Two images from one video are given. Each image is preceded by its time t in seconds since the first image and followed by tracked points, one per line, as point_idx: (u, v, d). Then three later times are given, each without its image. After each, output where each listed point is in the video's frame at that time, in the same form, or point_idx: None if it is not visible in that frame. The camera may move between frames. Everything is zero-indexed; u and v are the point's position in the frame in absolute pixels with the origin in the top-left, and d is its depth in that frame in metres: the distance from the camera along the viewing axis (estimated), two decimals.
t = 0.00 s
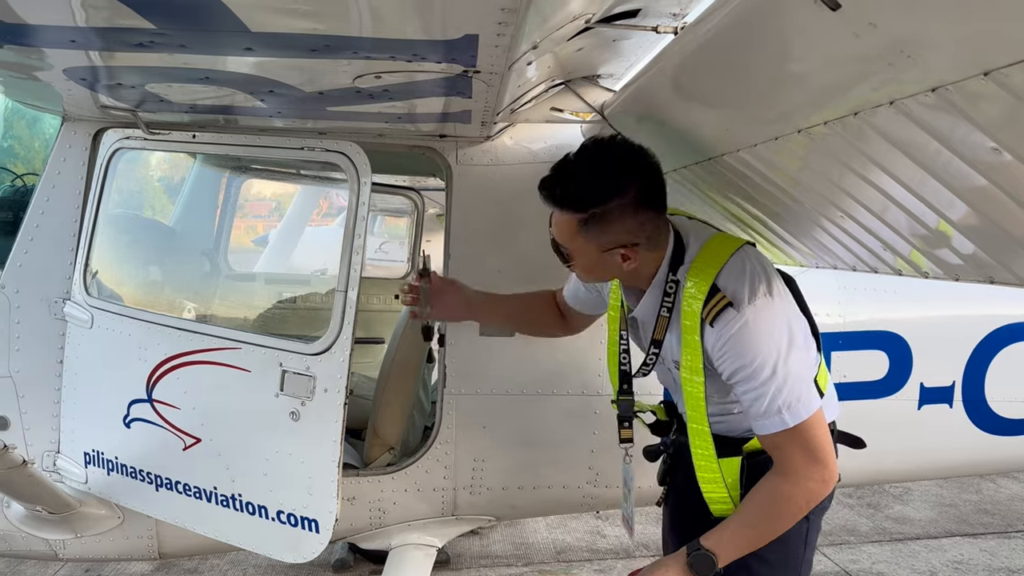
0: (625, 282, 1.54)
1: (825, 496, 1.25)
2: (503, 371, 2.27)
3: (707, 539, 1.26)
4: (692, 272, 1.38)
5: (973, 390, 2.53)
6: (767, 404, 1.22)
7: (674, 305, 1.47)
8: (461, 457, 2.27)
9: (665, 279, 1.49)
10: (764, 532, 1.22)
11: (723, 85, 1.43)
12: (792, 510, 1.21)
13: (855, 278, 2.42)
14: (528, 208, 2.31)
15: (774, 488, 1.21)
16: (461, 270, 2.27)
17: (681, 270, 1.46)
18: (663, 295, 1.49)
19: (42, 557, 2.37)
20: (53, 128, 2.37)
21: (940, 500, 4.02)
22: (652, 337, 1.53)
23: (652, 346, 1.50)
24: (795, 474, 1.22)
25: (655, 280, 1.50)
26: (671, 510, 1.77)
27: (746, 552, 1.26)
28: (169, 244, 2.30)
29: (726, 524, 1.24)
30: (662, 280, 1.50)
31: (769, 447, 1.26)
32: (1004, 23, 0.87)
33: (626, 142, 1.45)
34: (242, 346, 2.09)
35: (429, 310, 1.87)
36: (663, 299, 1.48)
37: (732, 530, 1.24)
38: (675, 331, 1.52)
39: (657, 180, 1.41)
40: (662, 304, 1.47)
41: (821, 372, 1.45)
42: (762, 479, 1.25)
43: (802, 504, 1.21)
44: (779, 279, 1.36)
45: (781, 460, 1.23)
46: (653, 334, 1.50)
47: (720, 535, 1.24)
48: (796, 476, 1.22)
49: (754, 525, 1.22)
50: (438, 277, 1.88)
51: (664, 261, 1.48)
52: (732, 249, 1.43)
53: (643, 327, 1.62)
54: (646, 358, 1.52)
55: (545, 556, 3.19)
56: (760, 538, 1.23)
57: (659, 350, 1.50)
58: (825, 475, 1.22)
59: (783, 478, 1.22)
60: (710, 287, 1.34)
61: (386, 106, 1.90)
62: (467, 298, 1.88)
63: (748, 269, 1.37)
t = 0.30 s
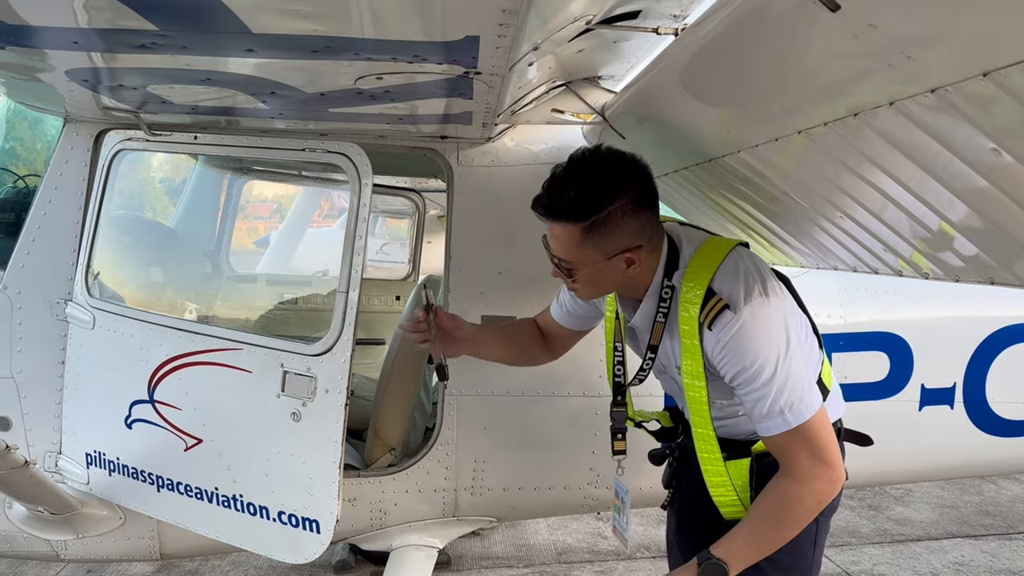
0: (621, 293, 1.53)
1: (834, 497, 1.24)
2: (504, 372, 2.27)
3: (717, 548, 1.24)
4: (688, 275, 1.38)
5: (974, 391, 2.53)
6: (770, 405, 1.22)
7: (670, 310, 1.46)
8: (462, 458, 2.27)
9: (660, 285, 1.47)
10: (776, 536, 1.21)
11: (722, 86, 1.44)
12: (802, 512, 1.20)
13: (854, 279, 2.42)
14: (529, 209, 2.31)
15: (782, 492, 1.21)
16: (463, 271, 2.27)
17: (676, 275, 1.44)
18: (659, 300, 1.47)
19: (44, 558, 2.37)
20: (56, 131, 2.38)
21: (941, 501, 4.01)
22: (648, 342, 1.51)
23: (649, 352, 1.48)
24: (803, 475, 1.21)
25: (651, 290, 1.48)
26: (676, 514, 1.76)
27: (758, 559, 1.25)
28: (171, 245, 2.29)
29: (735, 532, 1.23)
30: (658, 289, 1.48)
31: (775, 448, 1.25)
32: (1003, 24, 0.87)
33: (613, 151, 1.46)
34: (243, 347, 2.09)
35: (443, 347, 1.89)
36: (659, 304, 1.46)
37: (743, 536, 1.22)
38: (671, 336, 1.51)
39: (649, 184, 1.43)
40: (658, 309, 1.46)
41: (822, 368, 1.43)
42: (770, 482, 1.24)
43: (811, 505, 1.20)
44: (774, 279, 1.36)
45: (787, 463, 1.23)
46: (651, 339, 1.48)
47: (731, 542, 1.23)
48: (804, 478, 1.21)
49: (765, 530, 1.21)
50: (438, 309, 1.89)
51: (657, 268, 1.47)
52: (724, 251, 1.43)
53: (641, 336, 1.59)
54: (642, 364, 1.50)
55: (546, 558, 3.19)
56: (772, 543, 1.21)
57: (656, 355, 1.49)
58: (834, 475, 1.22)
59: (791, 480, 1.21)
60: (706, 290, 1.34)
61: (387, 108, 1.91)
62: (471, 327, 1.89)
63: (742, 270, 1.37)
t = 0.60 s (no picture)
0: (635, 296, 1.53)
1: (835, 502, 1.25)
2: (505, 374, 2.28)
3: (718, 549, 1.24)
4: (699, 279, 1.37)
5: (974, 393, 2.53)
6: (779, 409, 1.22)
7: (681, 313, 1.45)
8: (463, 460, 2.28)
9: (671, 287, 1.47)
10: (777, 537, 1.21)
11: (722, 89, 1.44)
12: (804, 515, 1.20)
13: (853, 281, 2.43)
14: (530, 211, 2.32)
15: (784, 494, 1.21)
16: (464, 273, 2.27)
17: (687, 277, 1.45)
18: (669, 304, 1.47)
19: (45, 559, 2.38)
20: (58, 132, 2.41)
21: (942, 503, 4.01)
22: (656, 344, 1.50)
23: (657, 353, 1.47)
24: (807, 477, 1.22)
25: (662, 293, 1.49)
26: (676, 516, 1.76)
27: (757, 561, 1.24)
28: (172, 247, 2.30)
29: (736, 533, 1.22)
30: (668, 291, 1.48)
31: (779, 452, 1.26)
32: (1001, 28, 0.88)
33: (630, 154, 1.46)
34: (244, 348, 2.10)
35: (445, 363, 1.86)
36: (668, 307, 1.46)
37: (745, 537, 1.22)
38: (681, 339, 1.50)
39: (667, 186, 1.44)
40: (668, 311, 1.45)
41: (824, 370, 1.43)
42: (773, 485, 1.24)
43: (813, 508, 1.20)
44: (782, 286, 1.37)
45: (791, 466, 1.23)
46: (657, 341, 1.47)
47: (733, 543, 1.22)
48: (807, 480, 1.22)
49: (767, 530, 1.21)
50: (435, 325, 1.86)
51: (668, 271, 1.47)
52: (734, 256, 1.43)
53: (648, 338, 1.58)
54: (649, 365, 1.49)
55: (547, 559, 3.19)
56: (772, 544, 1.21)
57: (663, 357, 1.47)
58: (836, 479, 1.23)
59: (794, 482, 1.22)
60: (718, 294, 1.34)
61: (388, 110, 1.91)
62: (470, 340, 1.87)
63: (753, 275, 1.37)
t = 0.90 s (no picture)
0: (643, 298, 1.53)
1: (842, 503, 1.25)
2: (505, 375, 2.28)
3: (725, 551, 1.24)
4: (709, 282, 1.37)
5: (974, 394, 2.53)
6: (789, 412, 1.23)
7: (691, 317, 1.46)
8: (463, 461, 2.28)
9: (680, 291, 1.49)
10: (785, 539, 1.21)
11: (723, 91, 1.44)
12: (811, 517, 1.21)
13: (853, 283, 2.43)
14: (530, 213, 2.32)
15: (793, 496, 1.21)
16: (464, 274, 2.27)
17: (697, 281, 1.46)
18: (679, 307, 1.48)
19: (45, 561, 2.38)
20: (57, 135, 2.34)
21: (942, 504, 4.01)
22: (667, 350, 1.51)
23: (669, 359, 1.48)
24: (815, 480, 1.22)
25: (671, 296, 1.50)
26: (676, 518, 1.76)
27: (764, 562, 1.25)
28: (173, 249, 2.30)
29: (744, 534, 1.23)
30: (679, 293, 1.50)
31: (786, 455, 1.26)
32: (1000, 31, 0.88)
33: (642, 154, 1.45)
34: (245, 350, 2.10)
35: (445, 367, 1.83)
36: (679, 311, 1.47)
37: (753, 539, 1.23)
38: (692, 344, 1.50)
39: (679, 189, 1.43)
40: (679, 315, 1.46)
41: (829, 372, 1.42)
42: (781, 487, 1.24)
43: (821, 510, 1.21)
44: (790, 290, 1.38)
45: (799, 468, 1.24)
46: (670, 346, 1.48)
47: (741, 545, 1.23)
48: (816, 483, 1.22)
49: (774, 533, 1.22)
50: (435, 331, 1.83)
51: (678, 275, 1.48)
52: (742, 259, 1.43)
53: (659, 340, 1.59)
54: (664, 370, 1.50)
55: (547, 561, 3.19)
56: (779, 546, 1.22)
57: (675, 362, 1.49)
58: (844, 481, 1.23)
59: (802, 485, 1.22)
60: (728, 298, 1.33)
61: (389, 112, 1.92)
62: (471, 344, 1.86)
63: (762, 279, 1.37)
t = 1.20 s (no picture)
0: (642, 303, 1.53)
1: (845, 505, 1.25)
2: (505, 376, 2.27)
3: (729, 555, 1.25)
4: (710, 286, 1.37)
5: (974, 395, 2.53)
6: (790, 416, 1.23)
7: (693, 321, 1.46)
8: (464, 462, 2.28)
9: (681, 294, 1.49)
10: (788, 542, 1.21)
11: (724, 92, 1.44)
12: (814, 520, 1.21)
13: (853, 284, 2.43)
14: (530, 213, 2.32)
15: (795, 499, 1.21)
16: (464, 275, 2.27)
17: (698, 284, 1.47)
18: (680, 311, 1.48)
19: (45, 562, 2.38)
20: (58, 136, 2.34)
21: (942, 505, 4.01)
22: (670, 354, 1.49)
23: (672, 364, 1.47)
24: (817, 482, 1.21)
25: (671, 300, 1.50)
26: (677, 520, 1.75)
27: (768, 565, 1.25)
28: (173, 249, 2.30)
29: (746, 538, 1.23)
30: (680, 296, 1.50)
31: (788, 457, 1.26)
32: (1001, 31, 0.88)
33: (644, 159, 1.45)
34: (245, 352, 2.10)
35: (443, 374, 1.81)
36: (680, 315, 1.47)
37: (756, 542, 1.23)
38: (694, 348, 1.50)
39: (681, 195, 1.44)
40: (680, 319, 1.46)
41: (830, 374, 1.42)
42: (784, 490, 1.24)
43: (823, 512, 1.21)
44: (791, 292, 1.37)
45: (801, 471, 1.23)
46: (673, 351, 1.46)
47: (744, 549, 1.23)
48: (818, 485, 1.21)
49: (777, 536, 1.22)
50: (434, 338, 1.82)
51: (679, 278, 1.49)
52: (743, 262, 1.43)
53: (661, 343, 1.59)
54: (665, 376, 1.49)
55: (547, 562, 3.19)
56: (782, 549, 1.22)
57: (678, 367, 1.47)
58: (845, 483, 1.22)
59: (804, 488, 1.22)
60: (729, 301, 1.33)
61: (389, 113, 1.92)
62: (471, 350, 1.85)
63: (762, 282, 1.37)
